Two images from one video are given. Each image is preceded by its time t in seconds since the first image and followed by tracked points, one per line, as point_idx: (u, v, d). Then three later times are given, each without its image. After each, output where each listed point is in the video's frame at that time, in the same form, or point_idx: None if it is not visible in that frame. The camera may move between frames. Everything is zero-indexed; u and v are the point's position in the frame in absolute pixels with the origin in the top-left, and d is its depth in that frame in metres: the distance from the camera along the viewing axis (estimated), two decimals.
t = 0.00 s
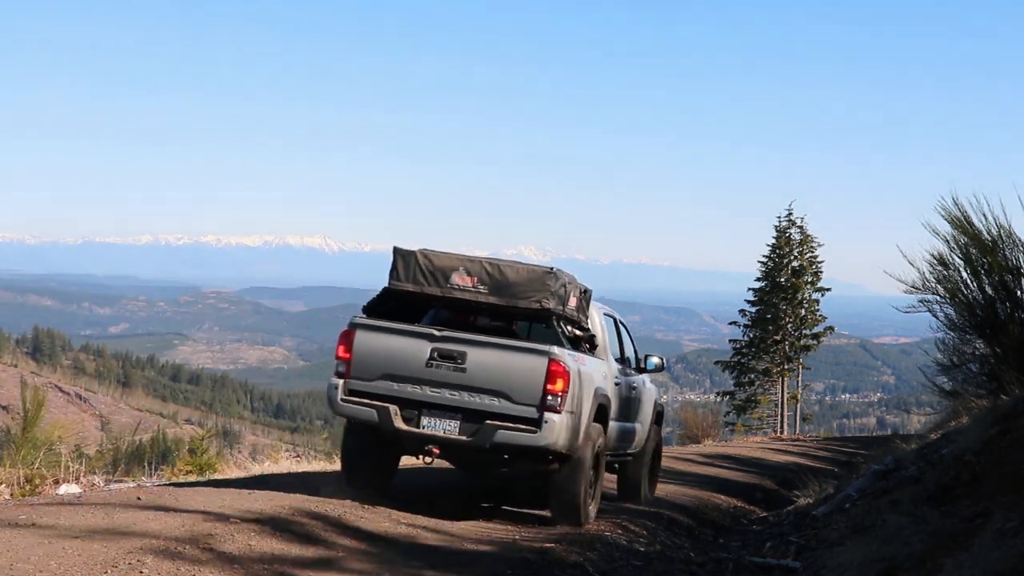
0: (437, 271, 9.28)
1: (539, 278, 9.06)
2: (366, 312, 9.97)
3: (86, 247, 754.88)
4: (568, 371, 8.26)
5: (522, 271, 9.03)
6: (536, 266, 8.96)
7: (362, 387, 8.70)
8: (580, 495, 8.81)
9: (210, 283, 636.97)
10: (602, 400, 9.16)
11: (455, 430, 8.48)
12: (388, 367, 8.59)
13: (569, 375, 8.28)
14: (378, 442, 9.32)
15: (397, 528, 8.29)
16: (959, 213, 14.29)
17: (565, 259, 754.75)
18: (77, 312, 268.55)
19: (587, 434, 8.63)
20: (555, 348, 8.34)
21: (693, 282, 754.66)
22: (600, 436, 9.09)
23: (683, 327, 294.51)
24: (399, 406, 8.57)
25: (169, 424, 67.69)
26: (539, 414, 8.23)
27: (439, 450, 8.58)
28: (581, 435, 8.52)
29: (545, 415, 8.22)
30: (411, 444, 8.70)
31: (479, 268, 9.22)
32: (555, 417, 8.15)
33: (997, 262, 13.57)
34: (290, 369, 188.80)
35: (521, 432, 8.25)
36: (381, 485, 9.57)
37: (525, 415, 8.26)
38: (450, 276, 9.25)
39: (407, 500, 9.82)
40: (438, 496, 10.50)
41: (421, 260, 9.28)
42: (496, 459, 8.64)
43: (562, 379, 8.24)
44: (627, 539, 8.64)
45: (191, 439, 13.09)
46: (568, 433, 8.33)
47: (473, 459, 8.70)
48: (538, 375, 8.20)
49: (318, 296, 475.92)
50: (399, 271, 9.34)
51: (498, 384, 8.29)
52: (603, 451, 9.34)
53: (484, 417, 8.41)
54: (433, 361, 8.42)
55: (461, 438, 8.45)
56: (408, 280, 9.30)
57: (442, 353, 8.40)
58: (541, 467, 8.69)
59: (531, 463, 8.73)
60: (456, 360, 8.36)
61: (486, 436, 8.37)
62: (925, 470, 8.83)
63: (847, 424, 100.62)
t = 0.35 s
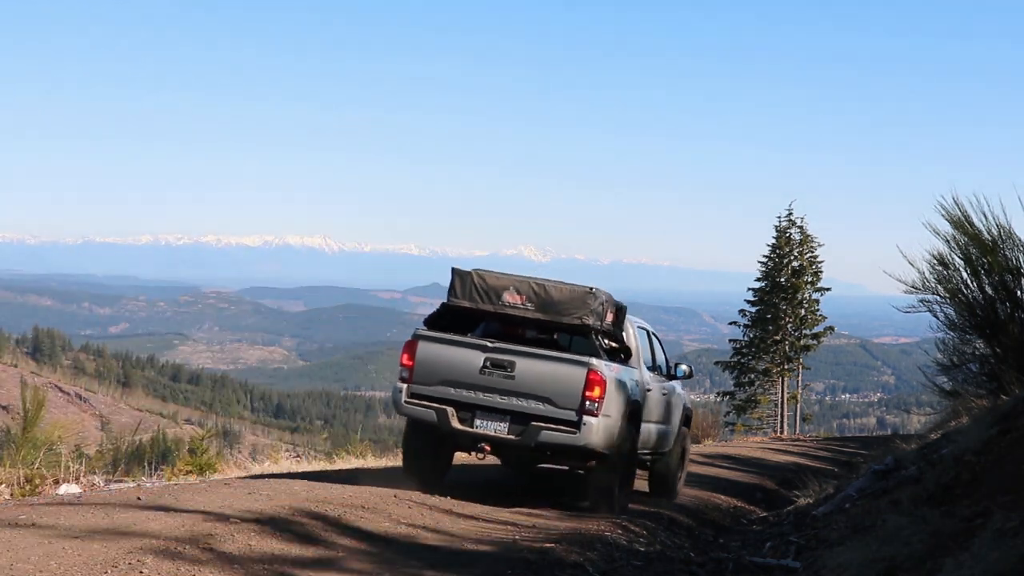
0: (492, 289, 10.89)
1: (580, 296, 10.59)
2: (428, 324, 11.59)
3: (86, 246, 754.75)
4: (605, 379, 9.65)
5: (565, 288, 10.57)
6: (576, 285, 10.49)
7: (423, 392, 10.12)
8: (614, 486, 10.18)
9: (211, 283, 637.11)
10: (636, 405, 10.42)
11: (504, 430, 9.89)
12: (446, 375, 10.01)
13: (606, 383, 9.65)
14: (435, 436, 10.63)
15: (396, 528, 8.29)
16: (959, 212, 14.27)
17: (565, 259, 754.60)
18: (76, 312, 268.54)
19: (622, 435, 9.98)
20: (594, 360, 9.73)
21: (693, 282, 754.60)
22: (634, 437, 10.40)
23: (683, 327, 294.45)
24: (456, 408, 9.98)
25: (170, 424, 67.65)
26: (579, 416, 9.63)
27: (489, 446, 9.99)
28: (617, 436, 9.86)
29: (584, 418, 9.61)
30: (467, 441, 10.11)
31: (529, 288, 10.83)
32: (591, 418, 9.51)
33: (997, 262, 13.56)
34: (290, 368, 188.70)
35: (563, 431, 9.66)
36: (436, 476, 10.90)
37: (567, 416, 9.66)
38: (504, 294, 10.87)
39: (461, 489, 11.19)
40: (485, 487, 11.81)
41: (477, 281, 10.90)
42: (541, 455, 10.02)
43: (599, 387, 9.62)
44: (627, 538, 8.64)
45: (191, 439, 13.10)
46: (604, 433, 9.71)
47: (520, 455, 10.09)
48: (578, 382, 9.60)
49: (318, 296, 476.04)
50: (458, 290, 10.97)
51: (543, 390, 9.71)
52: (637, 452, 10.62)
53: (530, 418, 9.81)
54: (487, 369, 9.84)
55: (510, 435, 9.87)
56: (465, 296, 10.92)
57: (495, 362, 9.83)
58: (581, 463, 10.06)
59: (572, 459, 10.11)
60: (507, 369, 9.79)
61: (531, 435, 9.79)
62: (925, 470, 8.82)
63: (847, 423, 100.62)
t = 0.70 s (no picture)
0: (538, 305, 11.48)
1: (619, 311, 11.07)
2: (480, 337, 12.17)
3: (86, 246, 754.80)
4: (642, 387, 10.14)
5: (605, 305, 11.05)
6: (616, 300, 10.98)
7: (477, 396, 10.71)
8: (651, 486, 10.60)
9: (211, 283, 637.17)
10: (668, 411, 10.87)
11: (549, 431, 10.37)
12: (499, 380, 10.61)
13: (642, 390, 10.13)
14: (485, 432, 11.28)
15: (396, 527, 8.29)
16: (959, 212, 14.24)
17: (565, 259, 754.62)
18: (77, 311, 268.69)
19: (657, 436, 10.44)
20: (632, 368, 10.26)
21: (693, 283, 754.52)
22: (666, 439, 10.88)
23: (683, 326, 294.32)
24: (507, 412, 10.51)
25: (170, 424, 67.71)
26: (617, 419, 10.11)
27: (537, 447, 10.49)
28: (653, 439, 10.32)
29: (621, 422, 10.11)
30: (516, 441, 10.65)
31: (572, 304, 11.34)
32: (628, 422, 9.98)
33: (997, 262, 13.54)
34: (289, 368, 188.77)
35: (603, 433, 10.16)
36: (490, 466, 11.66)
37: (607, 420, 10.16)
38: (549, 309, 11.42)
39: (512, 483, 11.87)
40: (533, 479, 12.53)
41: (525, 296, 11.54)
42: (583, 454, 10.53)
43: (635, 393, 10.10)
44: (627, 539, 8.62)
45: (191, 439, 13.10)
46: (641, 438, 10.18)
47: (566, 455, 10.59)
48: (615, 388, 10.10)
49: (318, 297, 476.13)
50: (507, 305, 11.60)
51: (585, 396, 10.22)
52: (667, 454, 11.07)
53: (573, 421, 10.30)
54: (534, 375, 10.41)
55: (554, 437, 10.35)
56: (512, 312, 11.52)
57: (543, 370, 10.37)
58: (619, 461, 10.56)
59: (612, 459, 10.61)
60: (553, 377, 10.33)
61: (573, 435, 10.30)
62: (925, 470, 8.81)
63: (847, 424, 100.59)
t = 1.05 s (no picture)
0: (576, 318, 12.21)
1: (650, 323, 11.83)
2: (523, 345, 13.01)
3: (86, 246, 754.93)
4: (673, 389, 10.86)
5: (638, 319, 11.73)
6: (645, 313, 11.72)
7: (524, 402, 11.39)
8: (680, 479, 11.27)
9: (212, 283, 637.24)
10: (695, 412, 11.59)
11: (589, 432, 11.05)
12: (543, 388, 11.30)
13: (673, 393, 10.83)
14: (528, 434, 11.94)
15: (396, 528, 8.29)
16: (959, 213, 14.23)
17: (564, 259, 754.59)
18: (77, 310, 268.84)
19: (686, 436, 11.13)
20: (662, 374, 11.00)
21: (693, 283, 754.53)
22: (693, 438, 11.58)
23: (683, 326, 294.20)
24: (552, 415, 11.18)
25: (170, 424, 67.75)
26: (651, 421, 10.81)
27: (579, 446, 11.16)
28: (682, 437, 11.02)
29: (655, 422, 10.82)
30: (558, 441, 11.34)
31: (607, 316, 12.11)
32: (661, 423, 10.68)
33: (997, 262, 13.53)
34: (289, 368, 188.84)
35: (638, 433, 10.85)
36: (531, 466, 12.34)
37: (641, 422, 10.86)
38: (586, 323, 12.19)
39: (554, 479, 12.58)
40: (573, 475, 13.25)
41: (563, 311, 12.25)
42: (621, 452, 11.21)
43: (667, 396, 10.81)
44: (627, 539, 8.62)
45: (191, 439, 13.10)
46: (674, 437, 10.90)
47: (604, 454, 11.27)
48: (649, 392, 10.82)
49: (318, 296, 476.20)
50: (548, 319, 12.35)
51: (623, 399, 10.94)
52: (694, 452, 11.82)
53: (611, 423, 11.01)
54: (575, 381, 11.09)
55: (595, 437, 11.03)
56: (552, 327, 12.28)
57: (583, 376, 11.07)
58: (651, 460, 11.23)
59: (646, 457, 11.31)
60: (591, 382, 11.03)
61: (612, 435, 11.00)
62: (925, 470, 8.82)
63: (847, 424, 100.61)
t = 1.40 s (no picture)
0: (608, 328, 12.93)
1: (678, 332, 12.60)
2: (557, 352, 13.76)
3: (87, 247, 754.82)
4: (697, 392, 11.75)
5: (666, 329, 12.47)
6: (673, 323, 12.49)
7: (561, 405, 12.34)
8: (703, 473, 12.16)
9: (212, 282, 637.05)
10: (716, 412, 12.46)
11: (620, 431, 11.98)
12: (577, 391, 12.23)
13: (697, 395, 11.71)
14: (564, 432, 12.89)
15: (396, 528, 8.28)
16: (959, 213, 14.21)
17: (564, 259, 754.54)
18: (77, 310, 268.85)
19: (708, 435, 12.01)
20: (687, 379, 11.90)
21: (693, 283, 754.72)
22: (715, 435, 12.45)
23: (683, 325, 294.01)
24: (586, 416, 12.11)
25: (170, 424, 67.74)
26: (677, 421, 11.71)
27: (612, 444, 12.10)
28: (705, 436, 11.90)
29: (680, 423, 11.71)
30: (592, 440, 12.29)
31: (637, 324, 12.84)
32: (686, 422, 11.56)
33: (998, 262, 13.52)
34: (289, 368, 188.67)
35: (665, 431, 11.75)
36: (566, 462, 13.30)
37: (668, 422, 11.75)
38: (617, 332, 12.91)
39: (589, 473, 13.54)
40: (607, 469, 14.24)
41: (596, 322, 12.96)
42: (649, 450, 12.13)
43: (691, 399, 11.71)
44: (627, 539, 8.62)
45: (191, 439, 13.11)
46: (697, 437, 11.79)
47: (634, 450, 12.19)
48: (675, 396, 11.72)
49: (318, 296, 476.16)
50: (582, 327, 13.06)
51: (651, 401, 11.83)
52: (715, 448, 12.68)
53: (641, 423, 11.91)
54: (608, 385, 12.01)
55: (626, 435, 11.96)
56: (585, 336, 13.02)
57: (615, 381, 11.99)
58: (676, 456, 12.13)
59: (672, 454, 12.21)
60: (623, 386, 11.95)
61: (642, 434, 11.90)
62: (925, 470, 8.82)
63: (847, 424, 100.60)
